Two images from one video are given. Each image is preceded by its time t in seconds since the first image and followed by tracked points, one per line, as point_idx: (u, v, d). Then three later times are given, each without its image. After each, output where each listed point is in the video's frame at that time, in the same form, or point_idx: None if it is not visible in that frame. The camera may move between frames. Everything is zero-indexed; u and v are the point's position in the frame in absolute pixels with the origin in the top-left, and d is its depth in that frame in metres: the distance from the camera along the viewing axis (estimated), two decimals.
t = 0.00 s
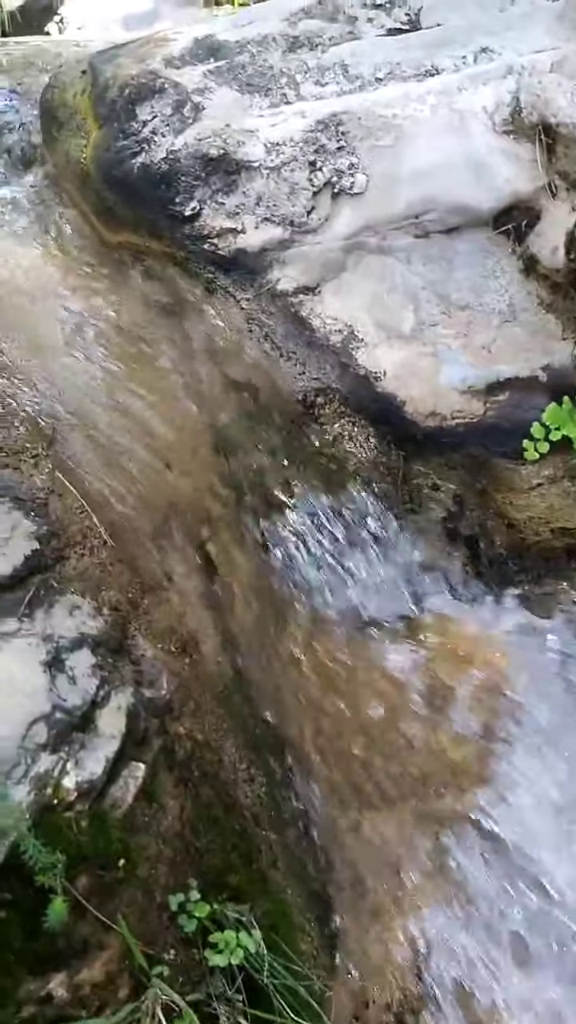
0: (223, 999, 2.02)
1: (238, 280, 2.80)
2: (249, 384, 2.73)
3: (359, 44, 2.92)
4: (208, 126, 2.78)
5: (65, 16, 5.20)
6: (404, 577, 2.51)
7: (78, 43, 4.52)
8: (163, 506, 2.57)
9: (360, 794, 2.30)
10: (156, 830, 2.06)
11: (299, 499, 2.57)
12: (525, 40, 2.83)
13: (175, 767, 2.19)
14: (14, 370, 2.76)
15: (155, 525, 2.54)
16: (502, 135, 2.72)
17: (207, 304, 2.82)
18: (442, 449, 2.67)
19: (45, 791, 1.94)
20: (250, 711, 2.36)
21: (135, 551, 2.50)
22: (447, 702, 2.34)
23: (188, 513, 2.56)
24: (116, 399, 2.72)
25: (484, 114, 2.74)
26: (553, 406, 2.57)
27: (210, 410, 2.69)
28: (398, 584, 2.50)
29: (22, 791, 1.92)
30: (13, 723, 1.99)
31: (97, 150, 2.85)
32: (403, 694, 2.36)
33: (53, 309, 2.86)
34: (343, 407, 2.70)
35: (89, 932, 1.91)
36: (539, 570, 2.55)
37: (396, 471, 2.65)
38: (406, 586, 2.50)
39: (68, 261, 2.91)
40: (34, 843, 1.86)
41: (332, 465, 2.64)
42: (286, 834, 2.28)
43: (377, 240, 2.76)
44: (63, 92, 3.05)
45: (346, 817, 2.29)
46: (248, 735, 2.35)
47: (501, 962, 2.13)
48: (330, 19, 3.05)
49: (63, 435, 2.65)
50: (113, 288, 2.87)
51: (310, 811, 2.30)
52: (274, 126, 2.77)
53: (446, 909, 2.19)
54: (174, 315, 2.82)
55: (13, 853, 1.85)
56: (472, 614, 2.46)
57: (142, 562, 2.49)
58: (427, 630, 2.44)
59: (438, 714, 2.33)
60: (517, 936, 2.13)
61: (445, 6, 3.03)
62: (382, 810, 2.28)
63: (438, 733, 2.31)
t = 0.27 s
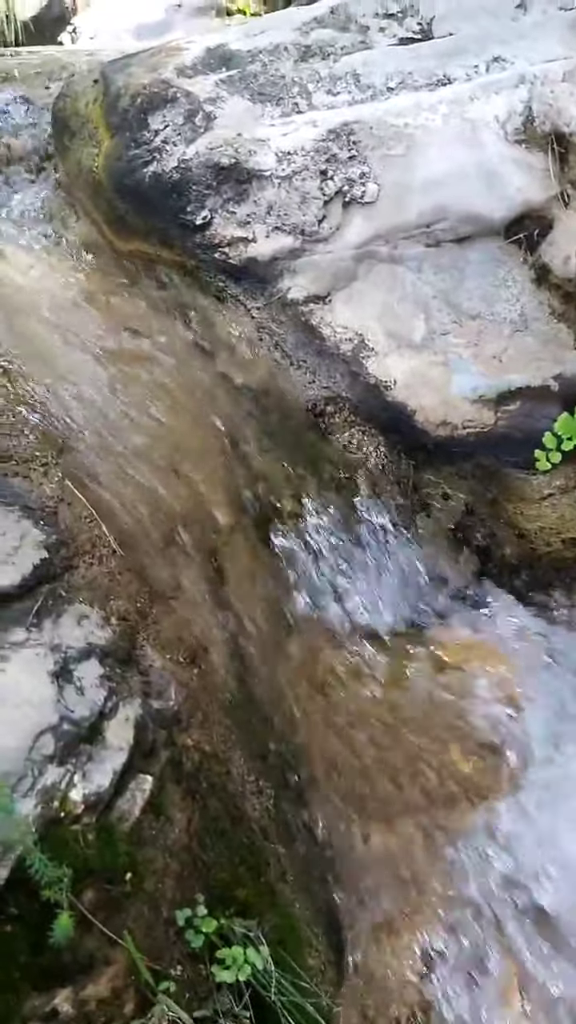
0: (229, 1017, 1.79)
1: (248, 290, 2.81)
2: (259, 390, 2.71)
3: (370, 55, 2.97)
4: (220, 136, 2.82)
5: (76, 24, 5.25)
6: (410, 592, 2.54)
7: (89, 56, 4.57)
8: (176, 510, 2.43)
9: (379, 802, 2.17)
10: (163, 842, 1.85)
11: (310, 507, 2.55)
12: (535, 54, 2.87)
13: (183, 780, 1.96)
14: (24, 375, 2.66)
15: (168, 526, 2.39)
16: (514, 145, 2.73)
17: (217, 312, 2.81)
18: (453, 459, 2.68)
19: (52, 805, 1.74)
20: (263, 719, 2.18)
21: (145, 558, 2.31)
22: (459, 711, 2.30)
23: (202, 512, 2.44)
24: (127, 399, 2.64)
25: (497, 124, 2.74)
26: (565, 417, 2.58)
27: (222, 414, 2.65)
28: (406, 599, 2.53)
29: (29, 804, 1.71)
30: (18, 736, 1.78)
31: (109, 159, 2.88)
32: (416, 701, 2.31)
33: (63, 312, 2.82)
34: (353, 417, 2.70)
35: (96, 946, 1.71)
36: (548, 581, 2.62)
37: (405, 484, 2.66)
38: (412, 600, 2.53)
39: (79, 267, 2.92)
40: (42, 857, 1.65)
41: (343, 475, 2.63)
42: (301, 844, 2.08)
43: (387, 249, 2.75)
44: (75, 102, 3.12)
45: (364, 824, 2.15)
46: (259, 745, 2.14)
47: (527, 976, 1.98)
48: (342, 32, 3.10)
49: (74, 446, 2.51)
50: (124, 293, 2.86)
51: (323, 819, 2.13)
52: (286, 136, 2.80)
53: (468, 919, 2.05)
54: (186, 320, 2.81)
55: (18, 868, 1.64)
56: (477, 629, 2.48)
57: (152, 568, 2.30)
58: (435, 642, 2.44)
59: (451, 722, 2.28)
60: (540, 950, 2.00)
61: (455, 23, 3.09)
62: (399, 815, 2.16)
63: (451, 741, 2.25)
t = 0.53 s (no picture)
0: None
1: (260, 297, 2.81)
2: (271, 398, 2.70)
3: (383, 61, 2.97)
4: (232, 143, 2.83)
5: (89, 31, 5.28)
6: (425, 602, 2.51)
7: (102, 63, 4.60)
8: (188, 518, 2.41)
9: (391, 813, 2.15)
10: (172, 855, 1.82)
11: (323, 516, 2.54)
12: (549, 62, 2.90)
13: (193, 791, 1.93)
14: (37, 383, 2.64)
15: (179, 534, 2.37)
16: (528, 151, 2.72)
17: (228, 320, 2.82)
18: (465, 467, 2.68)
19: (61, 817, 1.71)
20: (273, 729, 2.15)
21: (156, 568, 2.28)
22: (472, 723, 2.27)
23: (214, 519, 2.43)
24: (138, 407, 2.63)
25: (510, 131, 2.73)
26: None
27: (234, 420, 2.64)
28: (420, 609, 2.50)
29: (37, 817, 1.69)
30: (27, 748, 1.74)
31: (121, 166, 2.88)
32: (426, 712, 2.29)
33: (75, 321, 2.82)
34: (365, 423, 2.71)
35: (104, 961, 1.68)
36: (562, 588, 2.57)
37: (418, 493, 2.64)
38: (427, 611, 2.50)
39: (93, 275, 2.92)
40: (49, 871, 1.63)
41: (354, 482, 2.62)
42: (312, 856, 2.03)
43: (400, 256, 2.74)
44: (89, 110, 3.10)
45: (375, 835, 2.12)
46: (269, 756, 2.11)
47: (541, 988, 1.96)
48: (355, 40, 3.09)
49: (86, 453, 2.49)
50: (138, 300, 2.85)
51: (335, 830, 2.10)
52: (298, 143, 2.79)
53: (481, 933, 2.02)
54: (197, 329, 2.80)
55: (26, 882, 1.61)
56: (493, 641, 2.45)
57: (163, 578, 2.27)
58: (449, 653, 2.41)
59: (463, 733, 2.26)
60: (554, 962, 1.98)
61: (468, 31, 3.09)
62: (410, 826, 2.14)
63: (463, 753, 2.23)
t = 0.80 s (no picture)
0: None
1: (268, 306, 2.80)
2: (278, 409, 2.70)
3: (393, 71, 2.99)
4: (240, 153, 2.83)
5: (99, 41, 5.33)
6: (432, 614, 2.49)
7: (111, 75, 4.63)
8: (194, 526, 2.41)
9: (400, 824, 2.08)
10: (177, 869, 1.75)
11: (329, 527, 2.53)
12: (559, 70, 2.91)
13: (198, 803, 1.88)
14: (44, 391, 2.65)
15: (185, 545, 2.37)
16: (538, 161, 2.74)
17: (235, 328, 2.82)
18: (474, 476, 2.64)
19: (65, 830, 1.63)
20: (279, 740, 2.14)
21: (163, 578, 2.29)
22: (479, 735, 2.22)
23: (221, 528, 2.43)
24: (146, 417, 2.62)
25: (520, 140, 2.76)
26: None
27: (241, 429, 2.64)
28: (426, 621, 2.48)
29: (41, 830, 1.61)
30: (32, 757, 1.68)
31: (131, 175, 2.92)
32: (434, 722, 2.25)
33: (83, 331, 2.83)
34: (372, 432, 2.68)
35: (108, 975, 1.56)
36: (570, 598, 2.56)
37: (426, 502, 2.61)
38: (433, 623, 2.48)
39: (99, 284, 2.96)
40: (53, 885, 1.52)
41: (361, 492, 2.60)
42: (318, 870, 2.00)
43: (408, 265, 2.74)
44: (97, 119, 3.20)
45: (384, 847, 2.06)
46: (275, 768, 2.08)
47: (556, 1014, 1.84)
48: (364, 49, 3.10)
49: (92, 459, 2.51)
50: (143, 306, 2.90)
51: (342, 843, 2.05)
52: (306, 153, 2.81)
53: (496, 947, 1.92)
54: (205, 340, 2.81)
55: (29, 896, 1.53)
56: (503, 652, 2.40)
57: (168, 587, 2.28)
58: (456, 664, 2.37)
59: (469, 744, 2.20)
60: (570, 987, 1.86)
61: (477, 40, 3.10)
62: (419, 837, 2.07)
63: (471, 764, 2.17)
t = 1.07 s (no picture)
0: None
1: (275, 313, 2.80)
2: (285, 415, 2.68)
3: (401, 79, 3.00)
4: (249, 160, 2.84)
5: (109, 51, 5.39)
6: (440, 619, 2.47)
7: (120, 82, 4.66)
8: (201, 533, 2.40)
9: (406, 836, 2.07)
10: (183, 881, 1.73)
11: (337, 531, 2.52)
12: (568, 77, 2.91)
13: (204, 815, 1.85)
14: (52, 399, 2.65)
15: (191, 553, 2.35)
16: (548, 167, 2.73)
17: (244, 335, 2.81)
18: (482, 483, 2.65)
19: (69, 843, 1.61)
20: (286, 750, 2.11)
21: (169, 587, 2.27)
22: (485, 744, 2.20)
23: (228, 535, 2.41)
24: (153, 425, 2.62)
25: (529, 148, 2.75)
26: None
27: (248, 435, 2.62)
28: (434, 627, 2.46)
29: (45, 842, 1.59)
30: (36, 768, 1.66)
31: (139, 182, 2.95)
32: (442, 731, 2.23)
33: (92, 339, 2.83)
34: (380, 440, 2.67)
35: (113, 990, 1.54)
36: None
37: (434, 510, 2.60)
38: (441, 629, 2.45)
39: (108, 291, 2.98)
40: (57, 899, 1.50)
41: (369, 497, 2.58)
42: (325, 882, 1.96)
43: (417, 272, 2.73)
44: (106, 127, 3.26)
45: (390, 859, 2.04)
46: (281, 779, 2.05)
47: None
48: (373, 57, 3.12)
49: (100, 467, 2.50)
50: (151, 313, 2.90)
51: (349, 855, 2.03)
52: (315, 161, 2.81)
53: (504, 960, 1.90)
54: (212, 347, 2.80)
55: (33, 909, 1.51)
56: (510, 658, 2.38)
57: (175, 596, 2.26)
58: (463, 672, 2.36)
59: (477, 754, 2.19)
60: None
61: (486, 47, 3.09)
62: (425, 849, 2.05)
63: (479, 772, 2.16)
